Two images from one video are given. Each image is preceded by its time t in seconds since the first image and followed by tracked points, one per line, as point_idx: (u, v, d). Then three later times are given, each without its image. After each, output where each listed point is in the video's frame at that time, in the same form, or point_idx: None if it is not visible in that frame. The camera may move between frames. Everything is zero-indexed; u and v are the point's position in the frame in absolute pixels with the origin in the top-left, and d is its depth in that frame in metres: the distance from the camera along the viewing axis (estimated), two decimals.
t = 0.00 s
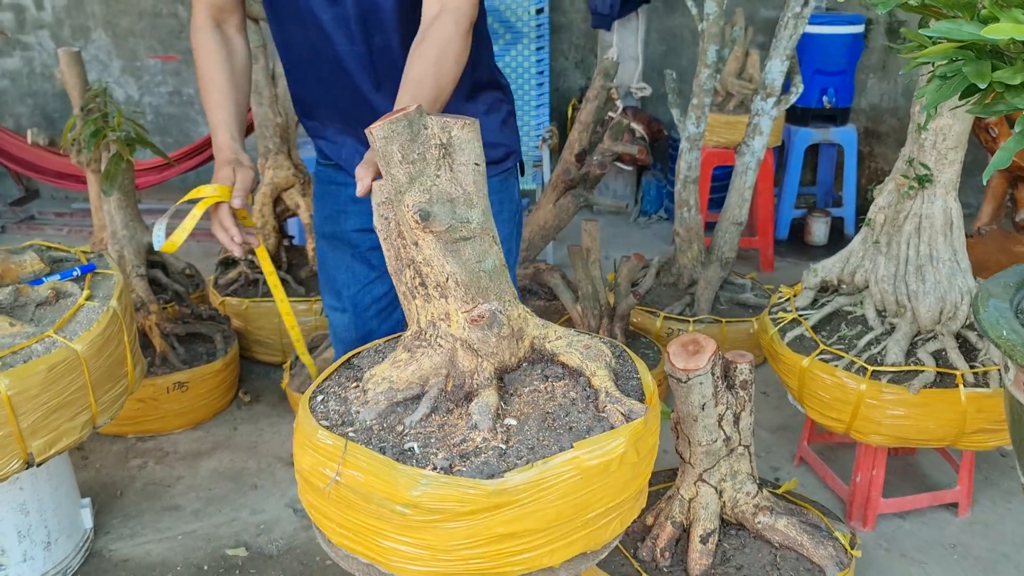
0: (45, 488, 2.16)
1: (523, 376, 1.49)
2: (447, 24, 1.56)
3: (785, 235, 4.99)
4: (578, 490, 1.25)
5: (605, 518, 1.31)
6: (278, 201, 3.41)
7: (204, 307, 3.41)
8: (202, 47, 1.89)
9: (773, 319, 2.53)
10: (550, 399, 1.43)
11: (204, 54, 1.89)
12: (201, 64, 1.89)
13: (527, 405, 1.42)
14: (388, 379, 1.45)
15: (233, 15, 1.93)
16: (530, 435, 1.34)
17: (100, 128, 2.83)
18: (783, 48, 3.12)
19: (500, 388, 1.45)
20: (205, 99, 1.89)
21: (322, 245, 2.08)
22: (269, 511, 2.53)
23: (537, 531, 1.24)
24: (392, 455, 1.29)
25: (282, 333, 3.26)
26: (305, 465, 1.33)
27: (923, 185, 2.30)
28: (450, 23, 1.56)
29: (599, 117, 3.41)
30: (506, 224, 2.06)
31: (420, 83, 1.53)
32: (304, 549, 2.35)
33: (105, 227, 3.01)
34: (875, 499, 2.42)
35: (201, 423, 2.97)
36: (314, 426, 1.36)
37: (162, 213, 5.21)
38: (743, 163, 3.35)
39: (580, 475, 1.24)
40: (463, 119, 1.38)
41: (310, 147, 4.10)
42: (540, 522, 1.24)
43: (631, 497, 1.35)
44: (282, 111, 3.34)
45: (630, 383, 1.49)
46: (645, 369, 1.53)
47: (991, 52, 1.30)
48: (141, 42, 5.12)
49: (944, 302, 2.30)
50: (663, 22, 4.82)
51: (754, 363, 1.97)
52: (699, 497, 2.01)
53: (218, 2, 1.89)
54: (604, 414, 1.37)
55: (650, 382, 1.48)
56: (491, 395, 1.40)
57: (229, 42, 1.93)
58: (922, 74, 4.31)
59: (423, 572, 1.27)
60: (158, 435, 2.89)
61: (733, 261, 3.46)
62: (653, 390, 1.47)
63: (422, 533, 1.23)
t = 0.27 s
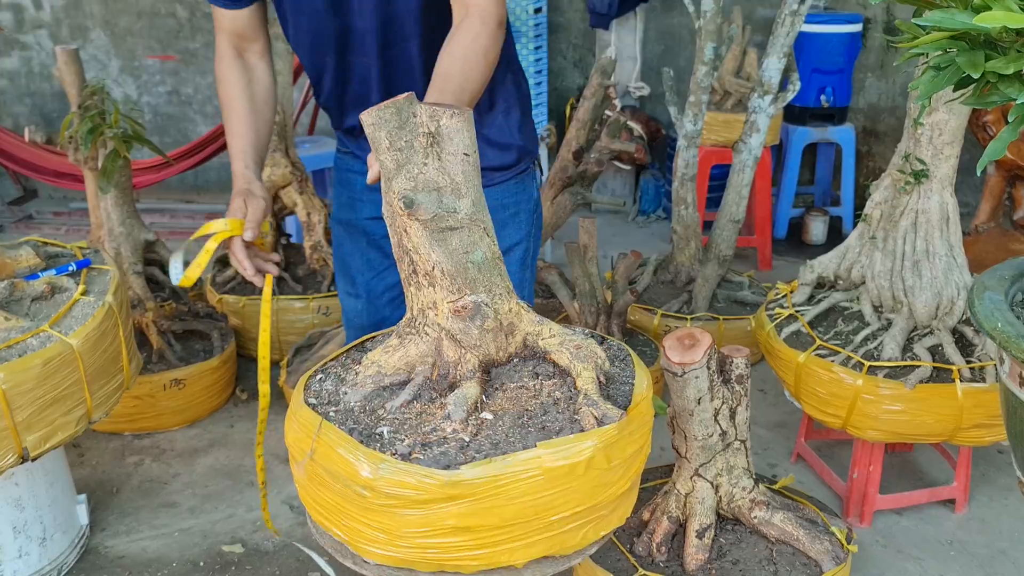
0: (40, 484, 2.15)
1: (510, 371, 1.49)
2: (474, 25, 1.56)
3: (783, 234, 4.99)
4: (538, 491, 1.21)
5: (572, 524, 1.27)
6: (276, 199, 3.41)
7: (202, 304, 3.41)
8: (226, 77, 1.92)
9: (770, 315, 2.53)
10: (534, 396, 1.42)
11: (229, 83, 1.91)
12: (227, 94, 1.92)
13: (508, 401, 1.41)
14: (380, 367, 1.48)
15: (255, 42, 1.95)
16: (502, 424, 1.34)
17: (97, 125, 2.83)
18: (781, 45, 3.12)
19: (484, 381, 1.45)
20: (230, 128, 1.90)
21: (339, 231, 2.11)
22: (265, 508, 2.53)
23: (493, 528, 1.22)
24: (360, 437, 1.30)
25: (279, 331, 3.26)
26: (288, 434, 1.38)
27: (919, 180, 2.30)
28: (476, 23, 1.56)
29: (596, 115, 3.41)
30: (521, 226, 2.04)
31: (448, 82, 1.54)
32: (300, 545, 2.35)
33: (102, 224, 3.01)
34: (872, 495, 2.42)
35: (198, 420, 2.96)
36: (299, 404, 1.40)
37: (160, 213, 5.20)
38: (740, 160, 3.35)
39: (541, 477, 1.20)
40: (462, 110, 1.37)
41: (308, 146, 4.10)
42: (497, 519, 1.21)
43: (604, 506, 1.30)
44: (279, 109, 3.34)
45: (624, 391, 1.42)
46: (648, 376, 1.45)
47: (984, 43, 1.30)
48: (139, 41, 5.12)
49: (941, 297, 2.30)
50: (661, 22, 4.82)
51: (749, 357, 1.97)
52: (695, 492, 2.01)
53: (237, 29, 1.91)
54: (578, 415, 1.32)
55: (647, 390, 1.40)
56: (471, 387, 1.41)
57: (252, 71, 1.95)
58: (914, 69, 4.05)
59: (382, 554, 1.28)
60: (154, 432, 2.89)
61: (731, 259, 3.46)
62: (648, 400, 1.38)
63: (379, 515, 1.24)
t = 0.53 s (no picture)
0: (34, 484, 2.14)
1: (487, 377, 1.45)
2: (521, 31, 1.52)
3: (781, 234, 4.98)
4: (450, 504, 1.16)
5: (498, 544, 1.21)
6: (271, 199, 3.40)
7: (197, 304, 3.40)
8: (256, 116, 1.83)
9: (766, 314, 2.53)
10: (498, 407, 1.36)
11: (259, 124, 1.82)
12: (260, 140, 1.83)
13: (470, 408, 1.37)
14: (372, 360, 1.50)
15: (280, 79, 1.87)
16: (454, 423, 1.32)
17: (91, 125, 2.82)
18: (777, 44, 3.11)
19: (453, 385, 1.43)
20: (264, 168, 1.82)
21: (354, 223, 2.10)
22: (260, 509, 2.52)
23: (406, 531, 1.19)
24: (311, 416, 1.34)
25: (274, 331, 3.25)
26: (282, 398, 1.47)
27: (915, 179, 2.29)
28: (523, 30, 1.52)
29: (593, 114, 3.40)
30: (530, 227, 2.03)
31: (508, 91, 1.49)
32: (295, 546, 2.34)
33: (97, 224, 3.00)
34: (869, 495, 2.41)
35: (193, 420, 2.95)
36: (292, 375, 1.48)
37: (156, 213, 5.19)
38: (737, 159, 3.34)
39: (452, 489, 1.15)
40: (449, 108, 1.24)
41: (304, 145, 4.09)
42: (408, 522, 1.18)
43: (535, 531, 1.22)
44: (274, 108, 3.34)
45: (590, 418, 1.30)
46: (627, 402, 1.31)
47: (979, 39, 1.29)
48: (135, 41, 5.11)
49: (937, 296, 2.30)
50: (658, 21, 4.82)
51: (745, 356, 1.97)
52: (691, 492, 2.00)
53: (263, 67, 1.83)
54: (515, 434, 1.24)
55: (617, 417, 1.27)
56: (435, 388, 1.39)
57: (282, 108, 1.87)
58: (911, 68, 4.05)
59: (324, 533, 1.30)
60: (149, 433, 2.88)
61: (728, 259, 3.45)
62: (612, 429, 1.25)
63: (312, 493, 1.27)
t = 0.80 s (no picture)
0: (24, 488, 2.12)
1: (449, 389, 1.33)
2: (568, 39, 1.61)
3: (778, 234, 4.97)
4: (327, 488, 1.13)
5: (370, 547, 1.16)
6: (266, 199, 3.37)
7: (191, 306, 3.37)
8: (263, 134, 1.84)
9: (764, 314, 2.51)
10: (437, 417, 1.26)
11: (266, 143, 1.84)
12: (265, 158, 1.84)
13: (413, 410, 1.28)
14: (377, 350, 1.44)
15: (287, 99, 1.89)
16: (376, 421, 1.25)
17: (83, 125, 2.80)
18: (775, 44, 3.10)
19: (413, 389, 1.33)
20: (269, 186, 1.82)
21: (363, 221, 2.18)
22: (254, 512, 2.50)
23: (305, 506, 1.20)
24: (294, 383, 1.35)
25: (269, 332, 3.22)
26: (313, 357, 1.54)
27: (914, 178, 2.28)
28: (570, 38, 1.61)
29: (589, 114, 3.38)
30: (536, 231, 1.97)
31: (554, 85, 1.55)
32: (288, 550, 2.32)
33: (89, 225, 2.98)
34: (868, 497, 2.39)
35: (187, 423, 2.93)
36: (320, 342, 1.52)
37: (151, 214, 5.16)
38: (734, 159, 3.32)
39: (333, 479, 1.13)
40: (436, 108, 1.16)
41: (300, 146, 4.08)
42: (306, 498, 1.19)
43: (407, 548, 1.13)
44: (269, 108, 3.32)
45: (500, 451, 1.14)
46: (559, 443, 1.13)
47: (980, 36, 1.27)
48: (129, 41, 5.08)
49: (936, 297, 2.29)
50: (655, 21, 4.80)
51: (743, 357, 1.95)
52: (689, 495, 1.98)
53: (269, 86, 1.86)
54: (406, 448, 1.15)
55: (526, 459, 1.10)
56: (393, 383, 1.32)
57: (290, 128, 1.88)
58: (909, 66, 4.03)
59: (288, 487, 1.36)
60: (143, 436, 2.85)
61: (725, 259, 3.43)
62: (514, 471, 1.09)
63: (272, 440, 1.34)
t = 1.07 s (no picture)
0: (20, 488, 2.10)
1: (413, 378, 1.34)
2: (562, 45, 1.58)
3: (777, 234, 4.96)
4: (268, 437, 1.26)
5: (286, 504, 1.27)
6: (264, 198, 3.35)
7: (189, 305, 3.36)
8: (302, 140, 1.77)
9: (765, 313, 2.50)
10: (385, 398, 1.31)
11: (310, 148, 1.77)
12: (314, 164, 1.76)
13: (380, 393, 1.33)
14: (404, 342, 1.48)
15: (322, 100, 1.82)
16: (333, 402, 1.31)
17: (80, 123, 2.78)
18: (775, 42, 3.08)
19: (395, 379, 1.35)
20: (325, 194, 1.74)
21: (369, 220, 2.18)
22: (252, 512, 2.48)
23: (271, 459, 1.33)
24: (320, 345, 1.48)
25: (267, 332, 3.21)
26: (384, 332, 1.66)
27: (916, 175, 2.27)
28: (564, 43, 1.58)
29: (589, 112, 3.37)
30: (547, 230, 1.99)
31: (545, 98, 1.57)
32: (287, 550, 2.30)
33: (86, 224, 2.97)
34: (870, 496, 2.38)
35: (184, 423, 2.91)
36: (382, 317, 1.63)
37: (148, 214, 5.15)
38: (734, 158, 3.31)
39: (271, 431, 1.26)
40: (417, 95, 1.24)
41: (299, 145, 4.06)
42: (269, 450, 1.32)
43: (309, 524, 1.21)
44: (266, 106, 3.30)
45: (393, 452, 1.16)
46: (450, 461, 1.09)
47: (986, 30, 1.27)
48: (127, 41, 5.06)
49: (939, 294, 2.27)
50: (655, 20, 4.79)
51: (745, 355, 1.93)
52: (691, 493, 1.96)
53: (301, 89, 1.79)
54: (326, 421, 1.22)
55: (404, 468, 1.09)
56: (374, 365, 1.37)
57: (329, 130, 1.81)
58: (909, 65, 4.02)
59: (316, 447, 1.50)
60: (140, 436, 2.83)
61: (725, 259, 3.42)
62: (387, 472, 1.09)
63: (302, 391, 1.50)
